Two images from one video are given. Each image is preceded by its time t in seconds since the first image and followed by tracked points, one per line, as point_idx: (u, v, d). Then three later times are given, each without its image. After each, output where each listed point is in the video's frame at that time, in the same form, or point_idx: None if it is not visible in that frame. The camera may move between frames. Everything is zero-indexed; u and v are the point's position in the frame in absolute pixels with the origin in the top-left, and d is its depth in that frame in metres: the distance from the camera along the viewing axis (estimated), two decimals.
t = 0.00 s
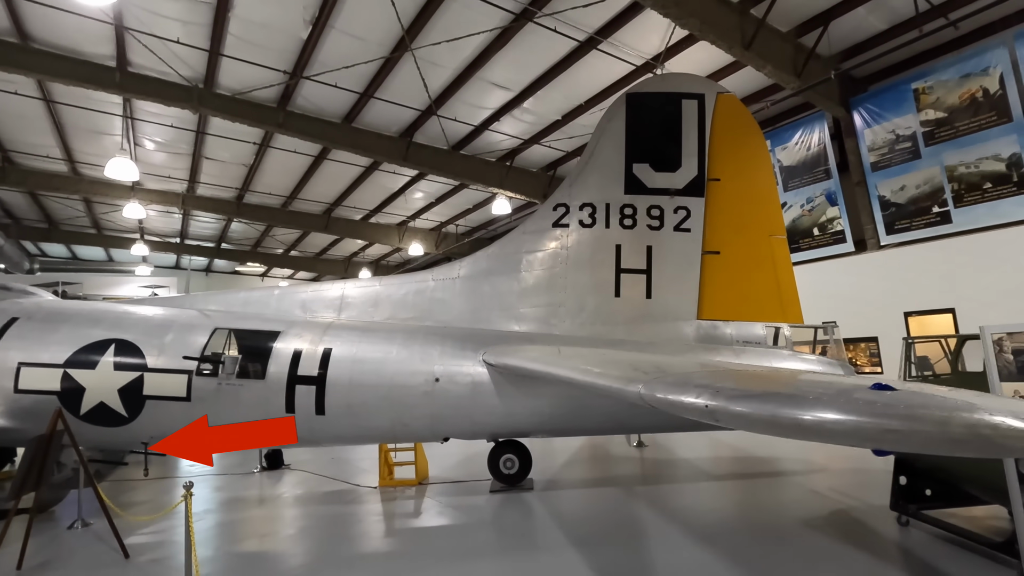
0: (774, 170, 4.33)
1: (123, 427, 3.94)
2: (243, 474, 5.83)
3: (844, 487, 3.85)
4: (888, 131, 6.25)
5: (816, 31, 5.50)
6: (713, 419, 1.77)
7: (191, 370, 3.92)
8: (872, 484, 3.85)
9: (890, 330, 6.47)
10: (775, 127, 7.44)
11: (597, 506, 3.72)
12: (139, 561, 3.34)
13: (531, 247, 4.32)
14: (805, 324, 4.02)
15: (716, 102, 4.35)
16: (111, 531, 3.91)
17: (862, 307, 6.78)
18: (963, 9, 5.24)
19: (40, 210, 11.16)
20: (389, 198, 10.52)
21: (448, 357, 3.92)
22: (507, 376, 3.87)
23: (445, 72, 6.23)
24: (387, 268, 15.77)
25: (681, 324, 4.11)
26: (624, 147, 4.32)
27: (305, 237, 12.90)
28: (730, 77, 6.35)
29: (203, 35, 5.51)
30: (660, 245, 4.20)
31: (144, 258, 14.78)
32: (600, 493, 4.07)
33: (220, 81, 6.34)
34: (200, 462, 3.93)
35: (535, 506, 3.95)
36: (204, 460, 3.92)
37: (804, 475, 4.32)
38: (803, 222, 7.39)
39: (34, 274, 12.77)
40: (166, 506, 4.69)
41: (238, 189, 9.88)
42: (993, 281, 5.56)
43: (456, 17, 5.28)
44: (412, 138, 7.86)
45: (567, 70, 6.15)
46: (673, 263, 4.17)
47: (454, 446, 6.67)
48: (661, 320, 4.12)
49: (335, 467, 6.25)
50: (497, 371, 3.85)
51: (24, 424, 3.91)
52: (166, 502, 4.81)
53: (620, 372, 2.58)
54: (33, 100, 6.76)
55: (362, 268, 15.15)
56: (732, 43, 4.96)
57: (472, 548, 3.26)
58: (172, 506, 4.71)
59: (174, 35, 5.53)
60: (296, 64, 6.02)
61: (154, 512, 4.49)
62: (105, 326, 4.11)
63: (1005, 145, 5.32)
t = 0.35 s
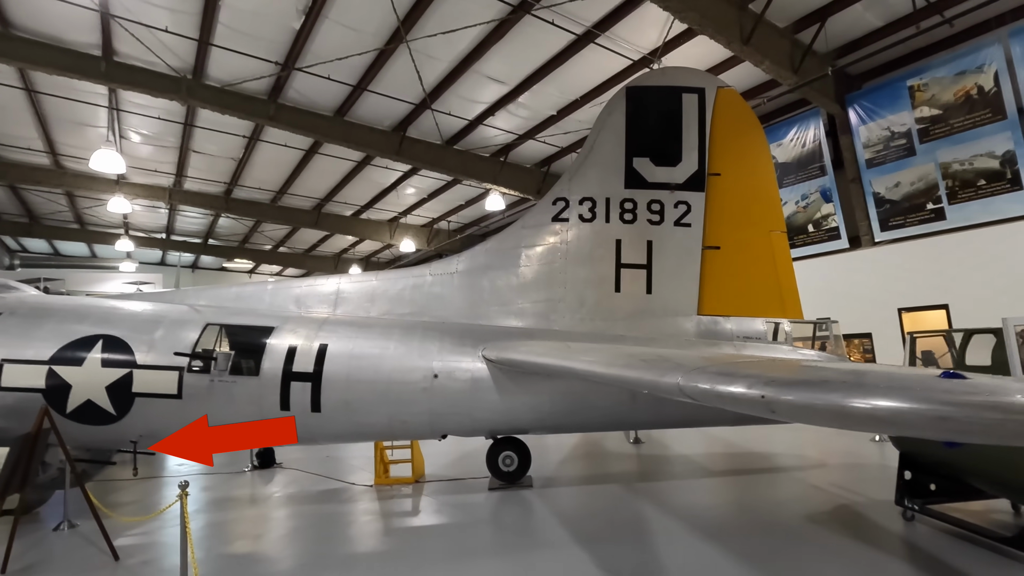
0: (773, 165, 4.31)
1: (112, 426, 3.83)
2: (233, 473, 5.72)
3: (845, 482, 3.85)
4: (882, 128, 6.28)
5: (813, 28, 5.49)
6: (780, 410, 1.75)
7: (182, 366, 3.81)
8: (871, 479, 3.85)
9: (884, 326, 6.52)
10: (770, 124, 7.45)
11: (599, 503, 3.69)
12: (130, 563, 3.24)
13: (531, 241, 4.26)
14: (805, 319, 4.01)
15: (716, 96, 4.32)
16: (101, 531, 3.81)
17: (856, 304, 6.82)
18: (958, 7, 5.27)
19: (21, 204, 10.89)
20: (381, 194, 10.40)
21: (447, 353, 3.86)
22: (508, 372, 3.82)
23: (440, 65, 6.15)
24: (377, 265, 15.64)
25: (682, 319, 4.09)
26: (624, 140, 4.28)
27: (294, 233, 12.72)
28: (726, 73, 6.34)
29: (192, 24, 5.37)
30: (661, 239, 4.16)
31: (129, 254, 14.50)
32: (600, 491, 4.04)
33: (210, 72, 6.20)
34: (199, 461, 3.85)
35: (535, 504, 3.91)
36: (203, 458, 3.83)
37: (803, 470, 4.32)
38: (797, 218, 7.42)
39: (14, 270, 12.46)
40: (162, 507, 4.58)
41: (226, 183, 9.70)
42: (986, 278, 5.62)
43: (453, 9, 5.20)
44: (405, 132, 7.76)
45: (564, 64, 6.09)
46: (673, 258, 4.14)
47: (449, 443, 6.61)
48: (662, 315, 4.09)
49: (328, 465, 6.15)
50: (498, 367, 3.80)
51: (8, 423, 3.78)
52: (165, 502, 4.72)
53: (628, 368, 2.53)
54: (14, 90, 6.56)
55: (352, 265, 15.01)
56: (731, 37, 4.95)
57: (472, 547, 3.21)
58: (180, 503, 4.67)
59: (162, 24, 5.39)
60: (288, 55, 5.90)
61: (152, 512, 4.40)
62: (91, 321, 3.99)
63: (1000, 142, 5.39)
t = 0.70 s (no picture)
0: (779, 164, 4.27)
1: (105, 428, 3.72)
2: (229, 476, 5.61)
3: (855, 484, 3.79)
4: (886, 128, 6.26)
5: (818, 27, 5.46)
6: (847, 409, 1.71)
7: (179, 367, 3.71)
8: (881, 482, 3.79)
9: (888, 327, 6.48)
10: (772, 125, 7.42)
11: (607, 507, 3.62)
12: (124, 570, 3.13)
13: (536, 240, 4.19)
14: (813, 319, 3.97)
15: (723, 94, 4.27)
16: (92, 536, 3.70)
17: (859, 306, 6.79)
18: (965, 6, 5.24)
19: (13, 203, 10.73)
20: (379, 194, 10.31)
21: (451, 353, 3.78)
22: (513, 373, 3.75)
23: (441, 62, 6.08)
24: (373, 266, 15.53)
25: (689, 320, 4.03)
26: (630, 139, 4.22)
27: (290, 233, 12.60)
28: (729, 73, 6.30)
29: (189, 18, 5.28)
30: (668, 239, 4.10)
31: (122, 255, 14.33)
32: (606, 495, 3.96)
33: (206, 68, 6.10)
34: (199, 462, 3.75)
35: (540, 508, 3.83)
36: (202, 459, 3.74)
37: (811, 473, 4.26)
38: (800, 219, 7.39)
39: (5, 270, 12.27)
40: (160, 510, 4.47)
41: (222, 182, 9.58)
42: (991, 279, 5.60)
43: (455, 5, 5.13)
44: (405, 132, 7.68)
45: (567, 62, 6.03)
46: (681, 258, 4.08)
47: (448, 446, 6.52)
48: (669, 316, 4.03)
49: (326, 468, 6.05)
50: (502, 367, 3.73)
51: None
52: (163, 506, 4.62)
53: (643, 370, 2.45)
54: (6, 86, 6.43)
55: (348, 266, 14.90)
56: (736, 36, 4.90)
57: (479, 552, 3.13)
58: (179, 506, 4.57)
59: (158, 18, 5.30)
60: (287, 52, 5.82)
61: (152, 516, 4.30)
62: (84, 321, 3.88)
63: (1006, 142, 5.36)
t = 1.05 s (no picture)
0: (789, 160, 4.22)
1: (104, 426, 3.64)
2: (229, 475, 5.53)
3: (866, 482, 3.76)
4: (893, 125, 6.24)
5: (825, 23, 5.42)
6: (944, 398, 1.59)
7: (180, 363, 3.63)
8: (893, 481, 3.76)
9: (893, 325, 6.46)
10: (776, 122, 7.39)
11: (617, 507, 3.57)
12: (125, 572, 3.05)
13: (544, 236, 4.12)
14: (823, 316, 3.94)
15: (732, 88, 4.22)
16: (90, 536, 3.62)
17: (866, 304, 6.77)
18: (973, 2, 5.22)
19: (7, 199, 10.59)
20: (378, 191, 10.23)
21: (459, 350, 3.72)
22: (520, 369, 3.69)
23: (444, 57, 6.01)
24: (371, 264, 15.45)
25: (698, 316, 3.98)
26: (638, 133, 4.17)
27: (288, 230, 12.50)
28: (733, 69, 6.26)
29: (189, 10, 5.19)
30: (677, 234, 4.05)
31: (118, 252, 14.18)
32: (614, 495, 3.91)
33: (206, 61, 6.01)
34: (199, 461, 3.67)
35: (548, 507, 3.77)
36: (203, 458, 3.66)
37: (822, 471, 4.22)
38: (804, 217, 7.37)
39: None
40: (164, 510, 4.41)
41: (219, 178, 9.47)
42: (999, 277, 5.58)
43: None
44: (406, 127, 7.60)
45: (571, 57, 5.97)
46: (690, 253, 4.03)
47: (450, 445, 6.46)
48: (677, 312, 3.98)
49: (326, 466, 5.98)
50: (510, 364, 3.67)
51: None
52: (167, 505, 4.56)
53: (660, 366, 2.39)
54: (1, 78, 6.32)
55: (346, 264, 14.81)
56: (744, 30, 4.86)
57: (489, 552, 3.07)
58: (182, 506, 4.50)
59: (158, 9, 5.21)
60: (288, 45, 5.73)
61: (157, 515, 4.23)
62: (83, 317, 3.80)
63: (1014, 139, 5.34)
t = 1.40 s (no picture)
0: (794, 160, 4.22)
1: (103, 430, 3.56)
2: (227, 479, 5.45)
3: (874, 482, 3.76)
4: (892, 127, 6.28)
5: (826, 24, 5.44)
6: None
7: (182, 366, 3.57)
8: (901, 481, 3.76)
9: (891, 326, 6.49)
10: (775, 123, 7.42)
11: (627, 510, 3.54)
12: None
13: (550, 237, 4.09)
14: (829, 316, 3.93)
15: (738, 88, 4.22)
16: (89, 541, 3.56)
17: (866, 304, 6.80)
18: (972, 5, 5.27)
19: None
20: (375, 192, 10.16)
21: (466, 351, 3.68)
22: (528, 370, 3.67)
23: (445, 56, 5.97)
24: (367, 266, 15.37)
25: (704, 317, 3.97)
26: (645, 133, 4.15)
27: (283, 231, 12.40)
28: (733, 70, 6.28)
29: (187, 7, 5.12)
30: (683, 234, 4.04)
31: (108, 254, 13.99)
32: (622, 496, 3.88)
33: (203, 60, 5.93)
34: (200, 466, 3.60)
35: (556, 510, 3.74)
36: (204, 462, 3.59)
37: (828, 471, 4.21)
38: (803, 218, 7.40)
39: None
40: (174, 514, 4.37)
41: (214, 179, 9.37)
42: (998, 278, 5.63)
43: None
44: (405, 128, 7.55)
45: (572, 58, 5.95)
46: (696, 253, 4.02)
47: (450, 447, 6.41)
48: (685, 312, 3.97)
49: (325, 469, 5.91)
50: (518, 365, 3.64)
51: None
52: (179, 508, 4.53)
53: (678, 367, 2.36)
54: None
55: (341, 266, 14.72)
56: (746, 31, 4.87)
57: (500, 556, 3.04)
58: (184, 511, 4.44)
59: (155, 7, 5.13)
60: (288, 43, 5.67)
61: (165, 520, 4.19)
62: (81, 319, 3.72)
63: (1012, 141, 5.39)
